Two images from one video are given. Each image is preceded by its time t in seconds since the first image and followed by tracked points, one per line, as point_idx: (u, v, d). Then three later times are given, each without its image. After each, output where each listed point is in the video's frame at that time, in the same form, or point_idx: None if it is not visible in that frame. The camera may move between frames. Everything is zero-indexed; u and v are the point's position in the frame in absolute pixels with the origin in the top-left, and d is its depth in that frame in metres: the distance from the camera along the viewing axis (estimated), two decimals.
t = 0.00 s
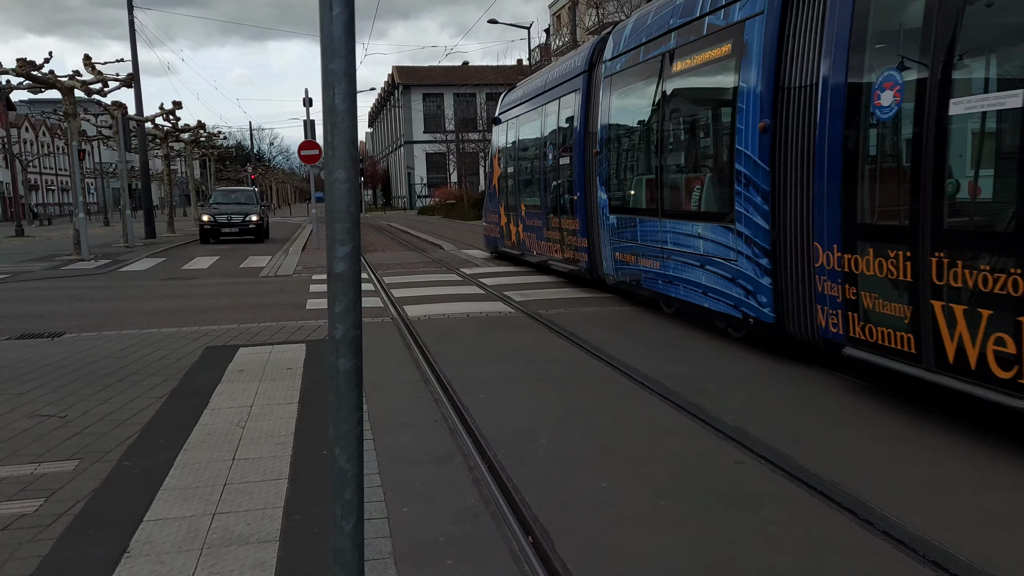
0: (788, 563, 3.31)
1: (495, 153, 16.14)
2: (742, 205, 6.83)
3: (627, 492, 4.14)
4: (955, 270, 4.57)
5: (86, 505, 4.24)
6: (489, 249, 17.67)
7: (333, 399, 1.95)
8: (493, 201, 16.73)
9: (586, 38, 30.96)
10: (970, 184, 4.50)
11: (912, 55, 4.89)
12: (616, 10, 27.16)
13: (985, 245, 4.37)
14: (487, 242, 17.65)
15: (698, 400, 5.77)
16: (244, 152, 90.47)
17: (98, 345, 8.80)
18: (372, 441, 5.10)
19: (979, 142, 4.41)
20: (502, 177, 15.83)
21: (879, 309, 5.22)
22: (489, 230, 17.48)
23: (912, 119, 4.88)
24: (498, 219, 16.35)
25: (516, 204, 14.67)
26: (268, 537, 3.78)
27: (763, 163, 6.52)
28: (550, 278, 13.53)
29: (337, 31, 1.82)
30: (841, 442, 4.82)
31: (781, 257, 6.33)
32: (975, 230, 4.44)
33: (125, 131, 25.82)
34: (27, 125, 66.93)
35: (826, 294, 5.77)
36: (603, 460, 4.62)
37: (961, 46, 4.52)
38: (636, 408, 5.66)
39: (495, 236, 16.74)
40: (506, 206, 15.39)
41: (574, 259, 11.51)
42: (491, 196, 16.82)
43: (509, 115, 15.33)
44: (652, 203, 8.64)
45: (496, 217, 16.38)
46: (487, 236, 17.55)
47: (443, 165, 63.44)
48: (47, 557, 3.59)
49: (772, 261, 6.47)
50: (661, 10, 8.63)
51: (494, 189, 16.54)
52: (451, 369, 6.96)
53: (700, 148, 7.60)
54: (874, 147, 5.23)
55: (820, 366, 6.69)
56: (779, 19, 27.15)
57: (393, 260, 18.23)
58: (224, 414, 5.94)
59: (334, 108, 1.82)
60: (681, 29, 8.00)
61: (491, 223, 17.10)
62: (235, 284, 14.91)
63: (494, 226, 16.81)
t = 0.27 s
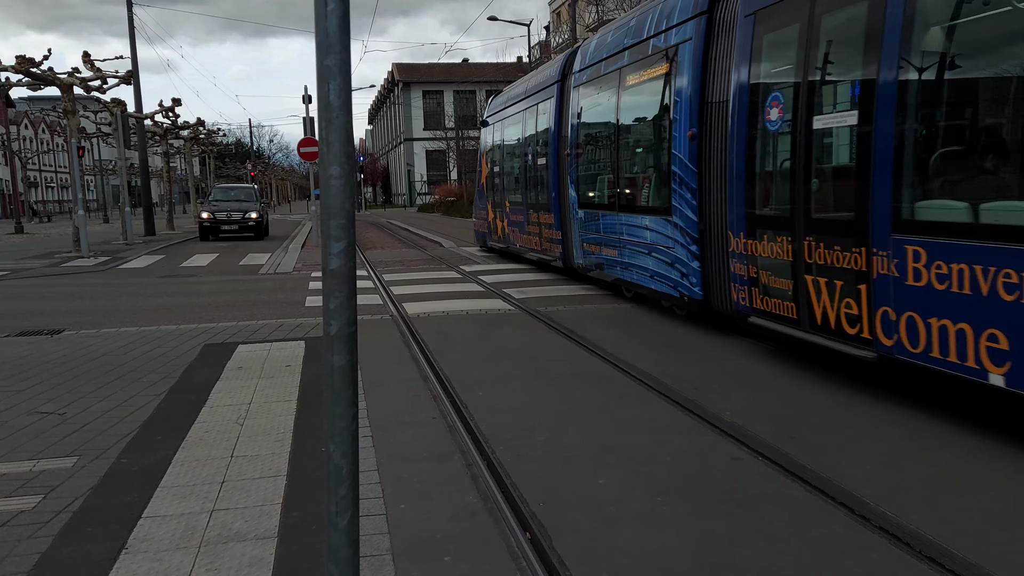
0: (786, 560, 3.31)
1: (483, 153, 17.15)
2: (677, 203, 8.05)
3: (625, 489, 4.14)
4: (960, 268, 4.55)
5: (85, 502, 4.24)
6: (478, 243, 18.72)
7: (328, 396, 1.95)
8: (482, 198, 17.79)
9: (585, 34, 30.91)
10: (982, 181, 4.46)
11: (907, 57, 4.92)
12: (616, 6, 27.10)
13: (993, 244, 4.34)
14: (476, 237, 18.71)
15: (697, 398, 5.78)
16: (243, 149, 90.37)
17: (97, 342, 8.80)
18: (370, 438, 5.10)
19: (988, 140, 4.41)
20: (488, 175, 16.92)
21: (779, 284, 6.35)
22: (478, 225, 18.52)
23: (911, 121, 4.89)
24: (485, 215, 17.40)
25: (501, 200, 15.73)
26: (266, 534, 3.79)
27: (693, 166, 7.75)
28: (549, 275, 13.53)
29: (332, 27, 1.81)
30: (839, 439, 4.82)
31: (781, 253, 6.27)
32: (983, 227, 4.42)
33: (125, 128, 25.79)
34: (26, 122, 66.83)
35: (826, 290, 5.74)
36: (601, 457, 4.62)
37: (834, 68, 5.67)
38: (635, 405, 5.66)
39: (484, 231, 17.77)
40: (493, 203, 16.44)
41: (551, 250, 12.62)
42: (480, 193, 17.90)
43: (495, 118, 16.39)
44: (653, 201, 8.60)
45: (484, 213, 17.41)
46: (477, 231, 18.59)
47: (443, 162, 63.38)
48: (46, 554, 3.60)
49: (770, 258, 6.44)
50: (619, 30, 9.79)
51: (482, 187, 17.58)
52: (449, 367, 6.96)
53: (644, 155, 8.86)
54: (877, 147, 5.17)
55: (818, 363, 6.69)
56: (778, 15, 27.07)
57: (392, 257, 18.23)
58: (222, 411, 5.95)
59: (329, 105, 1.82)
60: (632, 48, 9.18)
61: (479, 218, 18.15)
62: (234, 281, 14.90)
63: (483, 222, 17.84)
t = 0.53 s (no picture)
0: (781, 561, 3.32)
1: (472, 156, 18.27)
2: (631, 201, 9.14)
3: (622, 490, 4.15)
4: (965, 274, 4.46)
5: (80, 502, 4.23)
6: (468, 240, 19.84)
7: (327, 401, 1.96)
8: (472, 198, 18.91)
9: (584, 35, 30.91)
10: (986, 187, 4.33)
11: (902, 61, 4.92)
12: (614, 8, 27.11)
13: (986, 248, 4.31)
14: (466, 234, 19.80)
15: (693, 399, 5.79)
16: (240, 148, 90.30)
17: (94, 342, 8.79)
18: (367, 439, 5.10)
19: (990, 143, 4.29)
20: (477, 176, 18.03)
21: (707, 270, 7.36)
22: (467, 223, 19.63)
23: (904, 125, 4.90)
24: (474, 213, 18.52)
25: (488, 199, 16.87)
26: (262, 535, 3.79)
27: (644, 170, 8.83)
28: (546, 276, 13.54)
29: (331, 34, 1.82)
30: (834, 441, 4.83)
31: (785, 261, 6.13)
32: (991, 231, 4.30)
33: (121, 127, 25.75)
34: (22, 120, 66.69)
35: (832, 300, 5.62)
36: (598, 458, 4.63)
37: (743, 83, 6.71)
38: (631, 406, 5.67)
39: (473, 229, 18.89)
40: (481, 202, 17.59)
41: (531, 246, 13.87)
42: (470, 192, 19.01)
43: (482, 124, 17.52)
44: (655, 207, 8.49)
45: (474, 211, 18.51)
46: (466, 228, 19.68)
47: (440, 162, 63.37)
48: (42, 555, 3.59)
49: (727, 255, 6.98)
50: (586, 51, 10.99)
51: (471, 187, 18.69)
52: (447, 368, 6.96)
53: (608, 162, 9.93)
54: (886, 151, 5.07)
55: (814, 365, 6.71)
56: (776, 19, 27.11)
57: (389, 257, 18.22)
58: (219, 412, 5.95)
59: (328, 110, 1.82)
60: (595, 69, 10.38)
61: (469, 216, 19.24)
62: (231, 281, 14.88)
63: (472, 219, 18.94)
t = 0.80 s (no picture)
0: (775, 563, 3.34)
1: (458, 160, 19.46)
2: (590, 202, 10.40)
3: (617, 492, 4.16)
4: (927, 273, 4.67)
5: (77, 502, 4.24)
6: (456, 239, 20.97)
7: (323, 401, 1.97)
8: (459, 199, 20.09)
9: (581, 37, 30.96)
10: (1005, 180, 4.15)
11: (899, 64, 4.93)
12: (611, 10, 27.15)
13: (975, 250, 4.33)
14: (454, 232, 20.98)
15: (689, 401, 5.80)
16: (238, 149, 90.25)
17: (89, 342, 8.78)
18: (363, 440, 5.11)
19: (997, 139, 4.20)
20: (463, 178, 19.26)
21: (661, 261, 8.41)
22: (456, 222, 20.79)
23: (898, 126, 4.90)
24: (462, 214, 19.73)
25: (474, 200, 18.06)
26: (258, 536, 3.79)
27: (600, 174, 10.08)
28: (543, 277, 13.55)
29: (329, 39, 1.84)
30: (829, 443, 4.85)
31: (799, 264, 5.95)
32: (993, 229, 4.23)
33: (118, 127, 25.72)
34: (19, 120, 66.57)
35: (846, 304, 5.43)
36: (594, 460, 4.64)
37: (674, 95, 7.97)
38: (627, 408, 5.68)
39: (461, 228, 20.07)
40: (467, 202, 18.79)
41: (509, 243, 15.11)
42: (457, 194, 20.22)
43: (469, 130, 18.70)
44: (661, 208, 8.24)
45: (462, 211, 19.67)
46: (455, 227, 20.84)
47: (437, 164, 63.38)
48: (38, 555, 3.60)
49: (660, 247, 8.33)
50: (553, 69, 12.27)
51: (459, 189, 19.93)
52: (443, 369, 6.97)
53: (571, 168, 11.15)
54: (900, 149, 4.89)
55: (809, 367, 6.73)
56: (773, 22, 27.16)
57: (386, 258, 18.21)
58: (215, 412, 5.95)
59: (325, 114, 1.83)
60: (561, 85, 11.68)
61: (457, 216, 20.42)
62: (228, 281, 14.86)
63: (460, 219, 20.13)
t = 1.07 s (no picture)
0: (771, 564, 3.34)
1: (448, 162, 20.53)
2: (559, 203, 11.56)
3: (613, 493, 4.17)
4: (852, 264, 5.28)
5: (72, 502, 4.23)
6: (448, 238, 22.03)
7: (320, 401, 1.97)
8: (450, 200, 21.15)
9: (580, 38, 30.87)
10: (1017, 161, 4.11)
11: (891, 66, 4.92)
12: (609, 11, 27.13)
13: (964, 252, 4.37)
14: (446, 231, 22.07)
15: (685, 402, 5.81)
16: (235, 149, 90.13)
17: (85, 342, 8.76)
18: (360, 441, 5.11)
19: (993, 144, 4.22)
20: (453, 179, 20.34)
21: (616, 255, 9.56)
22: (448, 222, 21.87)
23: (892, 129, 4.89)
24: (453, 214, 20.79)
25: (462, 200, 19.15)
26: (254, 536, 3.79)
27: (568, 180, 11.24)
28: (541, 279, 13.55)
29: (327, 40, 1.84)
30: (825, 444, 4.86)
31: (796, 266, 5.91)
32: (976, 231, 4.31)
33: (115, 126, 25.67)
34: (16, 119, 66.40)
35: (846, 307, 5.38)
36: (590, 461, 4.64)
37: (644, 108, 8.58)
38: (623, 409, 5.69)
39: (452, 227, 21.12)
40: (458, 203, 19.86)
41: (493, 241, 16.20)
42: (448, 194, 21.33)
43: (460, 134, 19.75)
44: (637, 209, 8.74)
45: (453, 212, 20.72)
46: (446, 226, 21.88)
47: (435, 164, 63.32)
48: (34, 555, 3.60)
49: (615, 241, 9.50)
50: (530, 81, 13.38)
51: (449, 190, 21.04)
52: (441, 369, 6.97)
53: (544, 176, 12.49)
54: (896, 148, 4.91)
55: (805, 369, 6.74)
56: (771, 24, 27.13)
57: (384, 258, 18.18)
58: (211, 412, 5.95)
59: (323, 115, 1.84)
60: (536, 96, 12.77)
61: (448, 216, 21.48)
62: (225, 281, 14.84)
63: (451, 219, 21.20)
